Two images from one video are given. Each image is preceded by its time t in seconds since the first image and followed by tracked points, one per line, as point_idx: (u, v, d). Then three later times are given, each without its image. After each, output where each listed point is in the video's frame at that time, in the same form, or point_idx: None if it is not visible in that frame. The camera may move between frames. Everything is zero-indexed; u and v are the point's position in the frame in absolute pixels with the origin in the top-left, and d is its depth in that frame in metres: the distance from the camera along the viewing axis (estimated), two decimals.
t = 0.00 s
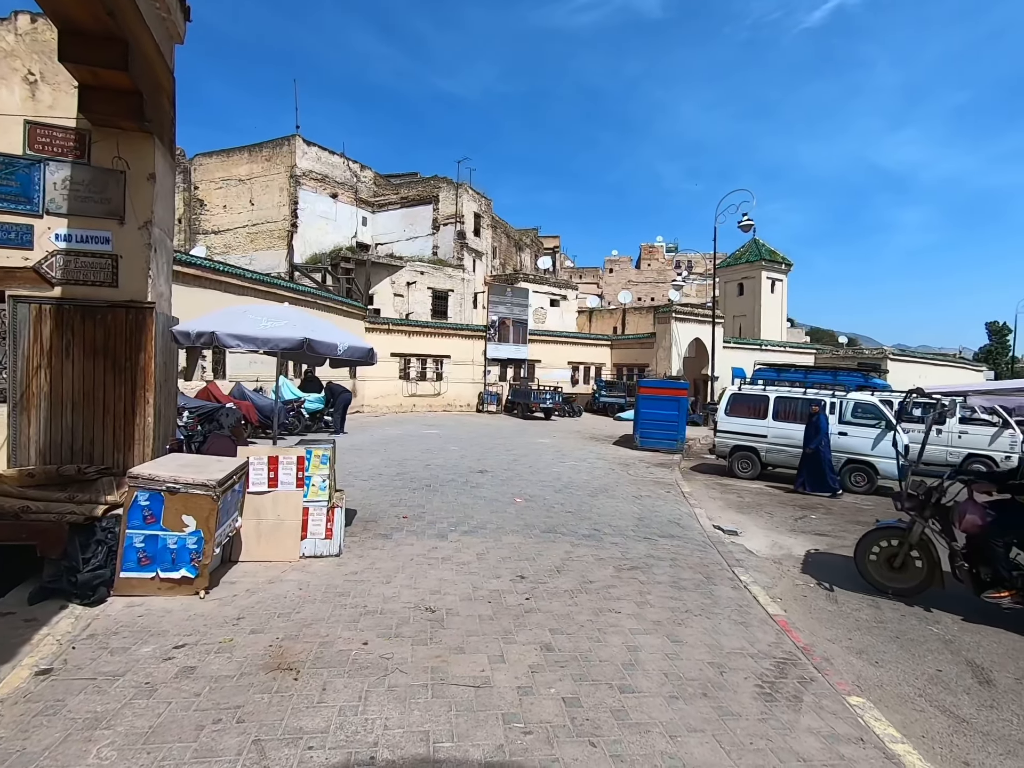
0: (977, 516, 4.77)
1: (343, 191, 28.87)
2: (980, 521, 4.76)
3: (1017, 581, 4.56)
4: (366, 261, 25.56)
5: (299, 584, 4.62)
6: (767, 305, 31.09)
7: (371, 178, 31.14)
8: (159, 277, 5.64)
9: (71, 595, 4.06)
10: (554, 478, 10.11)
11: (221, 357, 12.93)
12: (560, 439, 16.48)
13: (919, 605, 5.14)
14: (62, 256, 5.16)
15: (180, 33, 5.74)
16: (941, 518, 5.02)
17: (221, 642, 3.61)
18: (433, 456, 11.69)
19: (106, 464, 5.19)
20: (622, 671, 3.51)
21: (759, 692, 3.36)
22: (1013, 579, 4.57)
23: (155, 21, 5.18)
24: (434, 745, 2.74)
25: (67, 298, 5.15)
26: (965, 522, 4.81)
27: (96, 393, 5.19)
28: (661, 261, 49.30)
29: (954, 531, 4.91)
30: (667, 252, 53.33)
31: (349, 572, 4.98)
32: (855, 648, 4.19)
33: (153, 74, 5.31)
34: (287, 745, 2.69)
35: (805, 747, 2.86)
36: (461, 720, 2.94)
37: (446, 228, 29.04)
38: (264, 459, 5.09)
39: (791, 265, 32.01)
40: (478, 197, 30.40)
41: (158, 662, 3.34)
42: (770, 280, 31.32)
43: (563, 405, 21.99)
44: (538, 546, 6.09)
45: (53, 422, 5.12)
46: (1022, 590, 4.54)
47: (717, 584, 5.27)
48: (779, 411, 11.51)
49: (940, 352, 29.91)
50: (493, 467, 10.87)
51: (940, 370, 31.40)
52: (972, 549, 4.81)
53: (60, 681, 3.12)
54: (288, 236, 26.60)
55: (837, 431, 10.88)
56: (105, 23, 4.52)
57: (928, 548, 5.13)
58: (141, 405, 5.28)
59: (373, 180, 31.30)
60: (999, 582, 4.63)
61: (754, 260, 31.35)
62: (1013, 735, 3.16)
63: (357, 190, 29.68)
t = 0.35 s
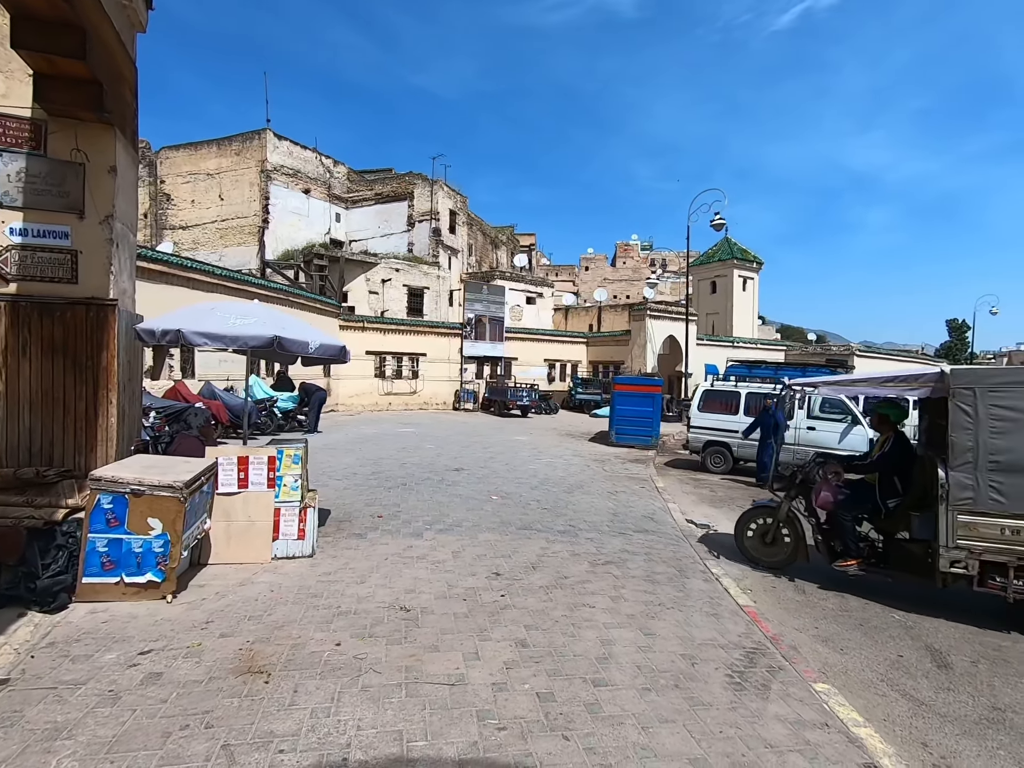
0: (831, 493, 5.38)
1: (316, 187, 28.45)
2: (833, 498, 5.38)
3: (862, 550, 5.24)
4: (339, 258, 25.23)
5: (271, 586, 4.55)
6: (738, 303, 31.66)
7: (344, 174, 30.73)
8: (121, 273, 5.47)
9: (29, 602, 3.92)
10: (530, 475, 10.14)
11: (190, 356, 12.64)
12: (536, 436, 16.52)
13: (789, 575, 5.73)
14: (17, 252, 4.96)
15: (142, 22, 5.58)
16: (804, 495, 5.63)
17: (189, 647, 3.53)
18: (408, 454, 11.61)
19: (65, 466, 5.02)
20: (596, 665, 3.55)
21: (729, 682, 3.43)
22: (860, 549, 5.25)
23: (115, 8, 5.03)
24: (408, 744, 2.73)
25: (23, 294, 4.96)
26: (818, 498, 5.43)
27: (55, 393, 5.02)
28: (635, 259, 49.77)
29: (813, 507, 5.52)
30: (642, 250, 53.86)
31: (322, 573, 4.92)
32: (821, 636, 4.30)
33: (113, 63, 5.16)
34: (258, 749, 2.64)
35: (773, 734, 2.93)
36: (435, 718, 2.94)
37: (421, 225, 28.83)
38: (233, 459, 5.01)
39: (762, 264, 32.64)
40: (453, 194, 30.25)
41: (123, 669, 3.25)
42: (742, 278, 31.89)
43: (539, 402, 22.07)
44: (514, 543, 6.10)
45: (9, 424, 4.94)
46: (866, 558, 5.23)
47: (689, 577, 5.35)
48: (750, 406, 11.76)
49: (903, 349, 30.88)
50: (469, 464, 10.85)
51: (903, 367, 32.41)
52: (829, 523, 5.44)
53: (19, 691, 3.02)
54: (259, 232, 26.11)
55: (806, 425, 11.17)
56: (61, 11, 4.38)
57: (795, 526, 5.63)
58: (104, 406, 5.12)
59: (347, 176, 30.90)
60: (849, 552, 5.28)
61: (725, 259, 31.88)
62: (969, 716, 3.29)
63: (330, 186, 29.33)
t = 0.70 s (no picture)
0: (726, 470, 5.93)
1: (297, 185, 28.14)
2: (728, 473, 5.92)
3: (755, 523, 5.75)
4: (321, 257, 24.99)
5: (255, 590, 4.49)
6: (720, 300, 31.98)
7: (325, 172, 30.44)
8: (97, 274, 5.36)
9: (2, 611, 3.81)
10: (515, 474, 10.15)
11: (169, 357, 12.45)
12: (522, 435, 16.54)
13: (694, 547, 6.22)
14: None
15: (115, 16, 5.46)
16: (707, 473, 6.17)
17: (171, 654, 3.48)
18: (393, 455, 11.55)
19: (39, 472, 4.89)
20: (584, 663, 3.56)
21: (714, 677, 3.46)
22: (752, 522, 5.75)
23: (87, 1, 4.91)
24: (395, 747, 2.71)
25: None
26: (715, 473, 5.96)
27: (28, 397, 4.90)
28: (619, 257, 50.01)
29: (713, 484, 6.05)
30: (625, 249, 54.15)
31: (307, 576, 4.88)
32: (803, 629, 4.37)
33: (86, 59, 5.05)
34: (242, 756, 2.61)
35: (758, 727, 2.96)
36: (423, 720, 2.92)
37: (404, 224, 28.68)
38: (215, 463, 4.93)
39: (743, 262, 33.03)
40: (436, 193, 30.12)
41: (103, 678, 3.19)
42: (723, 276, 32.23)
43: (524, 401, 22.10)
44: (500, 542, 6.10)
45: None
46: (757, 530, 5.73)
47: (674, 573, 5.40)
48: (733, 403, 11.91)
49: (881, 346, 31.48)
50: (454, 464, 10.83)
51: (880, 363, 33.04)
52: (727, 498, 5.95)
53: None
54: (239, 231, 25.77)
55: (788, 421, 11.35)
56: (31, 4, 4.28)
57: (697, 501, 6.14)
58: (80, 410, 5.01)
59: (328, 174, 30.60)
60: (742, 523, 5.79)
61: (707, 257, 32.19)
62: (947, 705, 3.36)
63: (311, 184, 29.06)
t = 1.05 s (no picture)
0: (653, 457, 6.39)
1: (289, 182, 27.99)
2: (655, 461, 6.37)
3: (676, 507, 6.15)
4: (315, 254, 24.87)
5: (250, 589, 4.48)
6: (715, 295, 32.05)
7: (318, 169, 30.28)
8: (87, 271, 5.32)
9: None
10: (512, 470, 10.16)
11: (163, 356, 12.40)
12: (519, 431, 16.54)
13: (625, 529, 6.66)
14: None
15: (102, 11, 5.40)
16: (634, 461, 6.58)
17: (167, 653, 3.46)
18: (389, 452, 11.53)
19: (32, 472, 4.86)
20: (581, 658, 3.57)
21: (710, 670, 3.47)
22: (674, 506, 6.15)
23: None
24: (392, 743, 2.71)
25: None
26: (643, 461, 6.44)
27: (19, 396, 4.86)
28: (614, 252, 50.00)
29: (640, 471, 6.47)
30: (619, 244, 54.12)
31: (303, 574, 4.87)
32: (798, 621, 4.39)
33: (73, 54, 4.99)
34: (239, 755, 2.60)
35: (753, 719, 2.98)
36: (420, 716, 2.92)
37: (398, 220, 28.59)
38: (209, 461, 4.91)
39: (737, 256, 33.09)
40: (430, 189, 30.01)
41: (97, 679, 3.17)
42: (718, 271, 32.27)
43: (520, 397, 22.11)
44: (496, 538, 6.10)
45: None
46: (678, 514, 6.14)
47: (670, 567, 5.41)
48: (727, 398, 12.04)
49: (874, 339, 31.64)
50: (451, 461, 10.83)
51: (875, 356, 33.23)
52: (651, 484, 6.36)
53: None
54: (232, 228, 25.62)
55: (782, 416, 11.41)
56: None
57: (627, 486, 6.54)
58: (72, 409, 4.97)
59: (321, 170, 30.44)
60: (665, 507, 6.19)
61: (701, 252, 32.21)
62: (940, 694, 3.39)
63: (304, 180, 28.92)
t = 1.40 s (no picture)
0: (583, 444, 6.74)
1: (284, 179, 27.86)
2: (585, 448, 6.73)
3: (607, 491, 6.53)
4: (310, 251, 24.78)
5: (248, 587, 4.48)
6: (711, 291, 32.11)
7: (313, 165, 30.15)
8: (81, 270, 5.29)
9: None
10: (508, 466, 10.18)
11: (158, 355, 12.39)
12: (516, 427, 16.57)
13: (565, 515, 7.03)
14: None
15: (93, 7, 5.37)
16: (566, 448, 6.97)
17: (164, 652, 3.47)
18: (386, 449, 11.54)
19: (27, 471, 4.85)
20: (578, 653, 3.59)
21: (706, 663, 3.50)
22: (604, 491, 6.52)
23: None
24: (390, 739, 2.72)
25: None
26: (575, 449, 6.81)
27: (14, 395, 4.84)
28: (610, 248, 50.02)
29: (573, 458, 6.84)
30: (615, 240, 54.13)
31: (300, 571, 4.87)
32: (793, 615, 4.42)
33: (64, 51, 4.97)
34: (238, 752, 2.62)
35: (748, 712, 3.00)
36: (418, 712, 2.94)
37: (394, 217, 28.52)
38: (205, 459, 4.90)
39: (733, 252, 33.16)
40: (426, 185, 29.94)
41: (95, 678, 3.18)
42: (714, 267, 32.33)
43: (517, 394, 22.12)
44: (493, 535, 6.12)
45: None
46: (608, 497, 6.51)
47: (666, 562, 5.44)
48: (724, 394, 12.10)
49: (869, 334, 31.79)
50: (448, 458, 10.85)
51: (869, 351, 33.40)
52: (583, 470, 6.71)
53: None
54: (226, 226, 25.50)
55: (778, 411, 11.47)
56: None
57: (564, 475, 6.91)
58: (67, 408, 4.96)
59: (316, 167, 30.31)
60: (597, 492, 6.56)
61: (697, 248, 32.26)
62: (932, 686, 3.43)
63: (299, 177, 28.82)
